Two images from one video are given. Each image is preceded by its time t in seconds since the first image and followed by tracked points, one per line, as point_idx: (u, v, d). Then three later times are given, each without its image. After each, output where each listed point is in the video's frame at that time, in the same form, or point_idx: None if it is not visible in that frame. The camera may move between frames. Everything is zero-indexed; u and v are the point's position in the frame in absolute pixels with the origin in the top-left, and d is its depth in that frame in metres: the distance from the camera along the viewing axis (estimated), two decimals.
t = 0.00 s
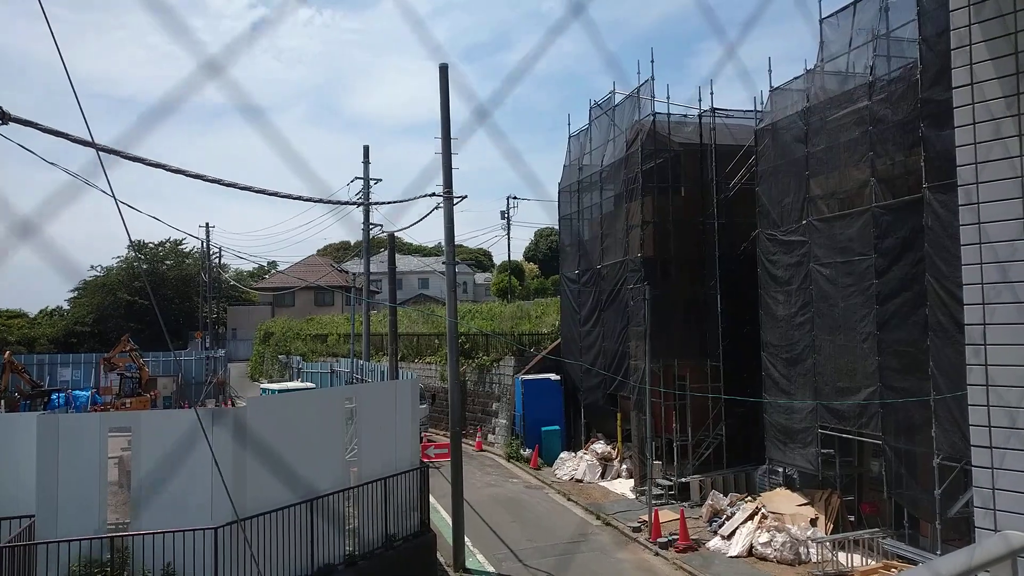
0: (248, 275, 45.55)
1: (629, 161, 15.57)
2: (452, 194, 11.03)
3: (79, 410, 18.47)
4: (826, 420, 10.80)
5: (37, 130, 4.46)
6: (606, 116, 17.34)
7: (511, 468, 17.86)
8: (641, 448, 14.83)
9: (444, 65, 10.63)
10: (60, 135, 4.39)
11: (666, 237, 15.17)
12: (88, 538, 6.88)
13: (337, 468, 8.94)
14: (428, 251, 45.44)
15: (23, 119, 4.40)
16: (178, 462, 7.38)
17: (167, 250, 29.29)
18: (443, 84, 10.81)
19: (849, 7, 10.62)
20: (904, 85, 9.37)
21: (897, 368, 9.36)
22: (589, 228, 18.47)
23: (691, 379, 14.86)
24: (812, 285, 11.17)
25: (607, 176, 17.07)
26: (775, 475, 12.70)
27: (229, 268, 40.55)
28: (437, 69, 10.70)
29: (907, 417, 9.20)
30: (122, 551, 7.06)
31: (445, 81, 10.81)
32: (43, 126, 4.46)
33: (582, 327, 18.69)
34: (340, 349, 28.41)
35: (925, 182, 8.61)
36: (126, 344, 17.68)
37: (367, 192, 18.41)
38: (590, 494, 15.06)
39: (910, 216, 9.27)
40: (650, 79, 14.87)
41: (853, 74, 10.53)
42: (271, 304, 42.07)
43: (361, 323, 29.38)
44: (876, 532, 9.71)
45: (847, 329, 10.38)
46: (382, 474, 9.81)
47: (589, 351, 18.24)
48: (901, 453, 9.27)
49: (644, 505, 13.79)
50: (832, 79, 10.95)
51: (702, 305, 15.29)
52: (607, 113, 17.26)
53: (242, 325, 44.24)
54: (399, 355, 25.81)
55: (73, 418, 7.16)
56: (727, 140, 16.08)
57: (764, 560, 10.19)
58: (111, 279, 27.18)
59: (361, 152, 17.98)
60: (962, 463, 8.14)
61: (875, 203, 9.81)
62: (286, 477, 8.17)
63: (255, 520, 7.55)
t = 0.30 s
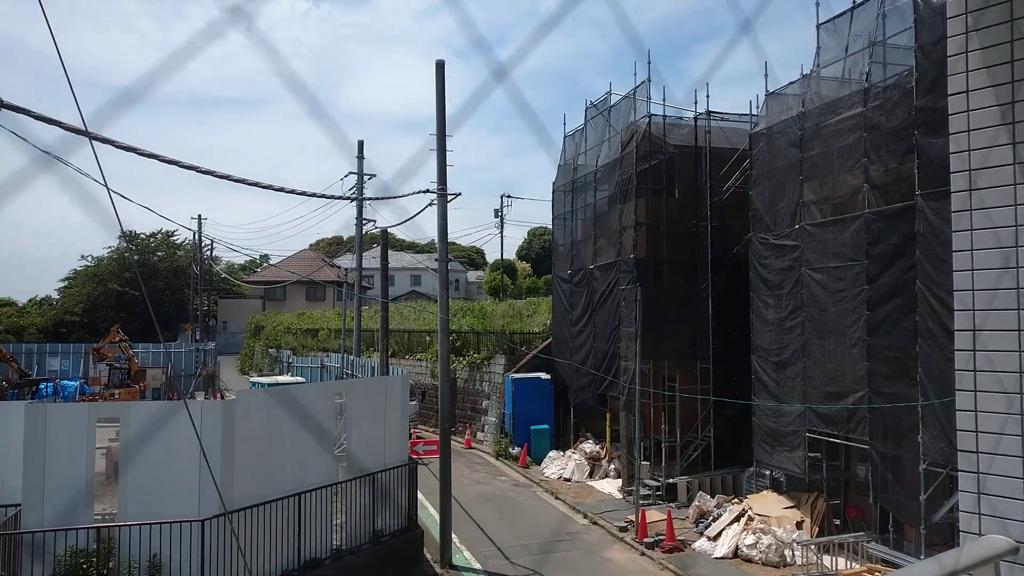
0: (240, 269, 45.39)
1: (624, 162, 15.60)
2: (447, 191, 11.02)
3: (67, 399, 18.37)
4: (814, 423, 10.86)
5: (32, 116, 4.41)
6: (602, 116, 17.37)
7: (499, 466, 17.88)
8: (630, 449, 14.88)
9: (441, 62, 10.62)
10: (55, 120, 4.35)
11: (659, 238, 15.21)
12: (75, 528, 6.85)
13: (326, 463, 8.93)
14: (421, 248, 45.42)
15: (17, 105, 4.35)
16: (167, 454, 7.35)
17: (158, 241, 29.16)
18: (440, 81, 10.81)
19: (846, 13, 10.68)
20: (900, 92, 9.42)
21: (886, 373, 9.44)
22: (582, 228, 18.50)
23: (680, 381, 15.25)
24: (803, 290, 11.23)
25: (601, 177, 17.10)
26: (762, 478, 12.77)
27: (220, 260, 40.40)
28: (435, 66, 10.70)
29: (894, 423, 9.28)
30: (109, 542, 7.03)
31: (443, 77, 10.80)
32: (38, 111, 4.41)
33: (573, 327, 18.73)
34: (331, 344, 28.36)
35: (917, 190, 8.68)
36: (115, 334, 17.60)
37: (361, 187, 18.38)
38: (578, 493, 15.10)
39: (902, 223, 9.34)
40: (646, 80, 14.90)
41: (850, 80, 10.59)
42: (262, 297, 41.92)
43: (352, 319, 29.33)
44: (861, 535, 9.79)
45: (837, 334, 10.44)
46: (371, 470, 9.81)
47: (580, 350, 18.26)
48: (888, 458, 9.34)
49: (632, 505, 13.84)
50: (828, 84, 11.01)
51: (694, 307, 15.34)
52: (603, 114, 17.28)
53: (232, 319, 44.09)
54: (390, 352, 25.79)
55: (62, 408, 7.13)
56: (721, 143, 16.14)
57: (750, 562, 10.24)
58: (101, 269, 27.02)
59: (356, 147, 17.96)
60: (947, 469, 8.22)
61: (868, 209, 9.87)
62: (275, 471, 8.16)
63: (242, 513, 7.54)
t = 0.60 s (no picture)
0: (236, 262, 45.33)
1: (621, 160, 15.61)
2: (444, 187, 11.01)
3: (63, 391, 18.33)
4: (809, 424, 10.90)
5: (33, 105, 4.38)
6: (600, 114, 17.37)
7: (493, 463, 17.90)
8: (624, 447, 14.91)
9: (440, 57, 10.61)
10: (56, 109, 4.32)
11: (655, 237, 15.23)
12: (70, 519, 6.83)
13: (320, 458, 8.93)
14: (418, 244, 45.38)
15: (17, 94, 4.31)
16: (162, 447, 7.34)
17: (154, 234, 29.05)
18: (439, 76, 10.79)
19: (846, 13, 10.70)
20: (899, 94, 9.44)
21: (882, 375, 9.48)
22: (579, 226, 18.50)
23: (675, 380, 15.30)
24: (800, 290, 11.26)
25: (599, 175, 17.10)
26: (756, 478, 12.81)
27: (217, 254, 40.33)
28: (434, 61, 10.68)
29: (889, 424, 9.32)
30: (103, 533, 7.02)
31: (442, 72, 10.78)
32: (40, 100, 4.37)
33: (569, 324, 18.74)
34: (326, 339, 28.34)
35: (916, 192, 8.70)
36: (111, 326, 17.54)
37: (358, 183, 18.34)
38: (572, 491, 15.13)
39: (900, 224, 9.37)
40: (645, 79, 14.90)
41: (849, 81, 10.60)
42: (258, 291, 41.83)
43: (347, 314, 29.29)
44: (855, 537, 9.86)
45: (833, 335, 10.47)
46: (365, 464, 9.81)
47: (575, 348, 18.29)
48: (883, 460, 9.39)
49: (626, 504, 13.88)
50: (827, 85, 11.03)
51: (690, 306, 15.36)
52: (601, 112, 17.28)
53: (228, 313, 44.04)
54: (385, 347, 25.78)
55: (57, 399, 7.10)
56: (719, 143, 16.16)
57: (743, 562, 10.28)
58: (97, 261, 26.94)
59: (355, 142, 17.93)
60: (943, 472, 8.26)
61: (866, 210, 9.90)
62: (270, 465, 8.16)
63: (237, 506, 7.52)
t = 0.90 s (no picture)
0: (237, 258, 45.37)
1: (622, 158, 15.60)
2: (445, 183, 11.00)
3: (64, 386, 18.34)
4: (809, 424, 10.91)
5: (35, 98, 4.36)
6: (600, 111, 17.36)
7: (492, 460, 17.91)
8: (624, 445, 14.93)
9: (441, 54, 10.61)
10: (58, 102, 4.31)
11: (655, 235, 15.23)
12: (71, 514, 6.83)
13: (320, 454, 8.94)
14: (418, 240, 45.41)
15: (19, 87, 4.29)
16: (162, 443, 7.34)
17: (155, 229, 29.05)
18: (440, 72, 10.77)
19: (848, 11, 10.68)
20: (900, 92, 9.44)
21: (883, 375, 9.49)
22: (579, 224, 18.50)
23: (675, 378, 15.34)
24: (801, 290, 11.27)
25: (599, 172, 17.10)
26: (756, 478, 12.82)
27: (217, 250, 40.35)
28: (435, 58, 10.67)
29: (890, 424, 9.32)
30: (104, 529, 7.02)
31: (443, 69, 10.77)
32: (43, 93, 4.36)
33: (569, 322, 18.74)
34: (326, 336, 28.37)
35: (919, 191, 8.70)
36: (112, 322, 17.54)
37: (359, 179, 18.33)
38: (572, 490, 15.14)
39: (901, 224, 9.36)
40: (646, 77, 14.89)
41: (851, 80, 10.59)
42: (258, 287, 41.85)
43: (347, 311, 29.30)
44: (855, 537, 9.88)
45: (834, 334, 10.47)
46: (364, 462, 9.81)
47: (575, 346, 18.29)
48: (884, 461, 9.40)
49: (625, 503, 13.90)
50: (828, 83, 11.02)
51: (690, 305, 15.35)
52: (601, 109, 17.26)
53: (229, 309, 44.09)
54: (385, 343, 25.80)
55: (59, 394, 7.13)
56: (720, 141, 16.15)
57: (743, 562, 10.29)
58: (98, 256, 26.94)
59: (356, 139, 17.92)
60: (945, 473, 8.27)
61: (868, 210, 9.90)
62: (270, 461, 8.16)
63: (237, 502, 7.53)
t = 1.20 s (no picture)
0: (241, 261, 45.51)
1: (624, 157, 15.58)
2: (448, 184, 11.00)
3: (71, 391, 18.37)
4: (817, 422, 10.87)
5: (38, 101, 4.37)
6: (602, 111, 17.34)
7: (498, 461, 17.90)
8: (630, 445, 14.88)
9: (443, 55, 10.60)
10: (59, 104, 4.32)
11: (659, 234, 15.21)
12: (79, 517, 6.83)
13: (325, 457, 8.93)
14: (421, 242, 45.46)
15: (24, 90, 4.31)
16: (168, 446, 7.33)
17: (159, 233, 29.09)
18: (442, 73, 10.76)
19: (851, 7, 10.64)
20: (904, 88, 9.40)
21: (891, 372, 9.44)
22: (582, 224, 18.47)
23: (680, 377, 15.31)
24: (807, 287, 11.22)
25: (601, 172, 17.07)
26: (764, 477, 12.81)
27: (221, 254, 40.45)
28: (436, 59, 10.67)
29: (899, 422, 9.28)
30: (110, 532, 7.02)
31: (445, 70, 10.76)
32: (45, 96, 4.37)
33: (573, 322, 18.72)
34: (330, 338, 28.40)
35: (925, 186, 8.66)
36: (118, 326, 17.56)
37: (362, 181, 18.34)
38: (578, 490, 15.11)
39: (908, 219, 9.32)
40: (647, 75, 14.86)
41: (853, 76, 10.55)
42: (263, 290, 41.95)
43: (352, 312, 29.35)
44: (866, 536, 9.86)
45: (841, 332, 10.42)
46: (369, 463, 9.80)
47: (579, 346, 18.26)
48: (894, 458, 9.36)
49: (632, 503, 13.85)
50: (831, 80, 10.98)
51: (695, 303, 15.30)
52: (603, 109, 17.24)
53: (233, 312, 44.26)
54: (389, 345, 25.81)
55: (66, 398, 7.12)
56: (723, 139, 16.11)
57: (752, 563, 10.26)
58: (103, 261, 27.01)
59: (358, 141, 17.92)
60: (957, 471, 8.21)
61: (873, 206, 9.86)
62: (275, 464, 8.15)
63: (243, 505, 7.52)
